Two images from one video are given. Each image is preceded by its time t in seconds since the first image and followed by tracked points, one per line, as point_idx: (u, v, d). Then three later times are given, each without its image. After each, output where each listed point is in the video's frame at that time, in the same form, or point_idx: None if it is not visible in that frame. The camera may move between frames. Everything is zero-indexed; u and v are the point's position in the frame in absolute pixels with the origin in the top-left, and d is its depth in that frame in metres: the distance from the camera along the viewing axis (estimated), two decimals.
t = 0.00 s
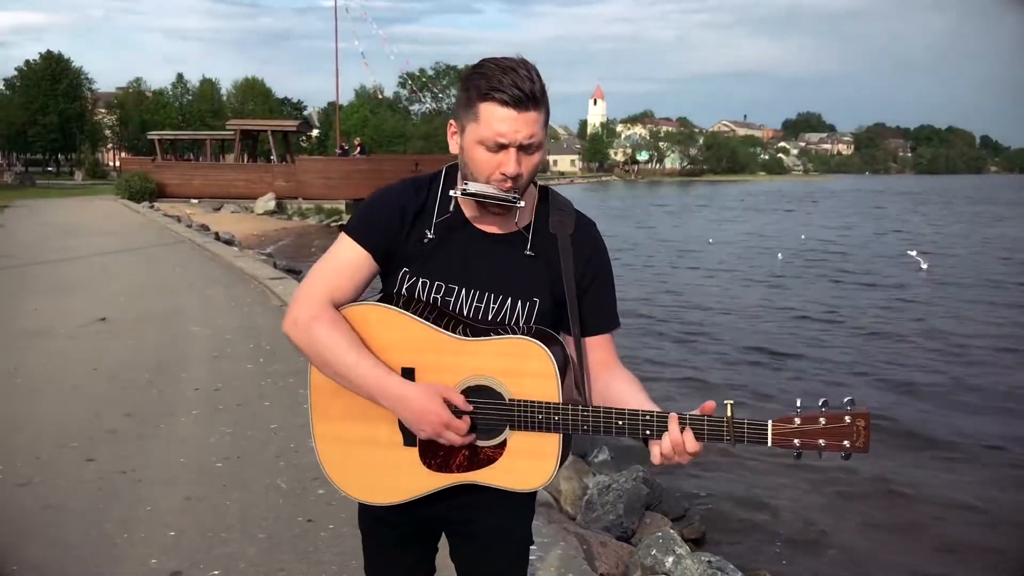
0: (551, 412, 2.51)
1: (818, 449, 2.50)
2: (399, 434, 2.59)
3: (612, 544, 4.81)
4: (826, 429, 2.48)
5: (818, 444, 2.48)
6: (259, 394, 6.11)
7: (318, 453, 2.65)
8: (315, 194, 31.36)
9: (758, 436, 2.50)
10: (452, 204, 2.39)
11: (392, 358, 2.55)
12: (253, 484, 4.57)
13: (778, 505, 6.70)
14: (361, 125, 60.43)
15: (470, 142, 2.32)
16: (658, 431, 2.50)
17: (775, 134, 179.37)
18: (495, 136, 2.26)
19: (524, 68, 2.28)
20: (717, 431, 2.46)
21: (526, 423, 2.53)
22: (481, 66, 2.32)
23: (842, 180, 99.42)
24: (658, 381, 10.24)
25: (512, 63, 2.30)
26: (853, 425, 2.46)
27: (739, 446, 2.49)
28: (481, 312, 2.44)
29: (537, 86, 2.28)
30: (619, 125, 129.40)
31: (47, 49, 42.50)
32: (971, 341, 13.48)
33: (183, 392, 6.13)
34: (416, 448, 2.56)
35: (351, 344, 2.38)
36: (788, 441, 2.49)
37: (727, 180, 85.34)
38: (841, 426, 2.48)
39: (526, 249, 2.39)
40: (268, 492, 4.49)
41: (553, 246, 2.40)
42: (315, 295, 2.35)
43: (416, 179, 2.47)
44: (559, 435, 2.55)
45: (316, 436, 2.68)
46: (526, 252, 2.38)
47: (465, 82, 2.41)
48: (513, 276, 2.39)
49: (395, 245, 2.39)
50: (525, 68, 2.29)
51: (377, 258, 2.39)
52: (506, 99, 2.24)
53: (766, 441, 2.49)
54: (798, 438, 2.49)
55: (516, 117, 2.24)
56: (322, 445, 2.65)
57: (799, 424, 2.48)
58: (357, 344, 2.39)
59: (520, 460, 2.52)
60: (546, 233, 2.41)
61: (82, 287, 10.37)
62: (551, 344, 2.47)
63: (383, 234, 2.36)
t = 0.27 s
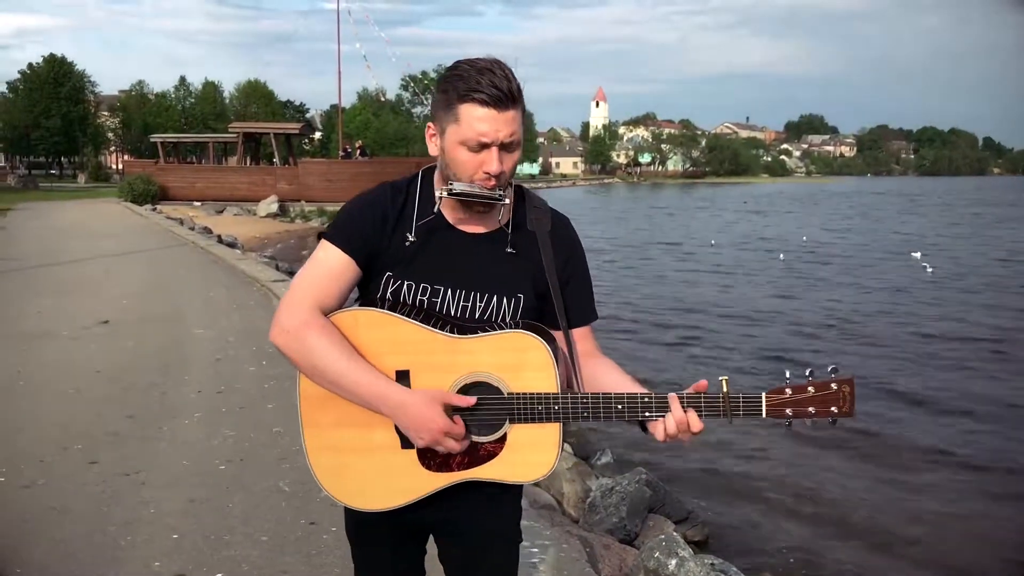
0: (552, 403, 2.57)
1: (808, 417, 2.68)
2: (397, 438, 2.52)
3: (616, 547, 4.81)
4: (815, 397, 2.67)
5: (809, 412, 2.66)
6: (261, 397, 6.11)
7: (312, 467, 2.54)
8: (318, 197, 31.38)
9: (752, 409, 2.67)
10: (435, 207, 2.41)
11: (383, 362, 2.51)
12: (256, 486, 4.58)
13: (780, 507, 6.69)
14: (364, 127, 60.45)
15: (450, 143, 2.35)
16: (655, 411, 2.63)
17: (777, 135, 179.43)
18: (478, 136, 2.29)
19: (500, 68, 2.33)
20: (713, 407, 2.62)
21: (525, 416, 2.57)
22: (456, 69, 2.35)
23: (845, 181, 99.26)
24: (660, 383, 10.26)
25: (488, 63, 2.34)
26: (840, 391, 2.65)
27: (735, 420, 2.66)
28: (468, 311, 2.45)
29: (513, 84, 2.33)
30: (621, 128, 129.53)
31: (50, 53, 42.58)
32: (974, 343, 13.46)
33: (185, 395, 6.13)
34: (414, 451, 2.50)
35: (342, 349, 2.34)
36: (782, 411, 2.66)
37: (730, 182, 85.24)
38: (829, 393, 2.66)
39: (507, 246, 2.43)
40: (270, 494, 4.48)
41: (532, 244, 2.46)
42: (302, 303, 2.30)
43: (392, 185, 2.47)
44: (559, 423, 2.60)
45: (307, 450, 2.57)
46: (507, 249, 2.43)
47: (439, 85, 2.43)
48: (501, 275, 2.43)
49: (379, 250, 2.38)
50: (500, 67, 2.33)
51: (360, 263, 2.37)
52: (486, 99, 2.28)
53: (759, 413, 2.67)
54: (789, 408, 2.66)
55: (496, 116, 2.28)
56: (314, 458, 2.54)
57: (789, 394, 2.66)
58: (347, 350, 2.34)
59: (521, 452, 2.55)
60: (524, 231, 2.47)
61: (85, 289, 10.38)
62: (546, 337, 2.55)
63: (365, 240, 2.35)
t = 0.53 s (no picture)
0: (547, 392, 2.64)
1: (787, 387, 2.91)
2: (394, 439, 2.51)
3: (619, 551, 4.80)
4: (794, 367, 2.88)
5: (787, 382, 2.89)
6: (264, 400, 6.12)
7: (307, 476, 2.50)
8: (321, 201, 31.40)
9: (737, 383, 2.87)
10: (415, 209, 2.44)
11: (382, 366, 2.49)
12: (258, 490, 4.58)
13: (782, 510, 6.70)
14: (367, 131, 60.47)
15: (430, 146, 2.36)
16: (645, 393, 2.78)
17: (779, 139, 179.45)
18: (459, 137, 2.31)
19: (474, 70, 2.35)
20: (702, 383, 2.80)
21: (522, 408, 2.63)
22: (431, 73, 2.37)
23: (848, 185, 99.12)
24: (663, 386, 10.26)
25: (461, 66, 2.36)
26: (814, 361, 2.89)
27: (724, 393, 2.85)
28: (454, 311, 2.48)
29: (488, 85, 2.35)
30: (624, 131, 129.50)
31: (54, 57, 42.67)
32: (977, 347, 13.44)
33: (189, 399, 6.14)
34: (412, 451, 2.50)
35: (339, 352, 2.32)
36: (763, 382, 2.88)
37: (732, 185, 85.13)
38: (805, 363, 2.89)
39: (487, 245, 2.47)
40: (273, 498, 4.49)
41: (511, 242, 2.52)
42: (294, 311, 2.28)
43: (368, 191, 2.48)
44: (555, 412, 2.68)
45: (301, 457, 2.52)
46: (486, 248, 2.47)
47: (413, 89, 2.44)
48: (486, 273, 2.46)
49: (362, 255, 2.38)
50: (474, 69, 2.36)
51: (344, 269, 2.36)
52: (466, 100, 2.30)
53: (744, 386, 2.87)
54: (771, 379, 2.88)
55: (477, 117, 2.31)
56: (310, 466, 2.50)
57: (771, 366, 2.87)
58: (342, 353, 2.33)
59: (521, 442, 2.63)
60: (500, 229, 2.52)
61: (89, 293, 10.39)
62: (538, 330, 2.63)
63: (349, 246, 2.35)
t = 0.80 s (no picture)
0: (545, 384, 2.67)
1: (770, 367, 3.01)
2: (398, 440, 2.51)
3: (620, 555, 4.79)
4: (775, 348, 2.99)
5: (771, 362, 2.99)
6: (265, 403, 6.11)
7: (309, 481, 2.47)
8: (323, 204, 31.42)
9: (724, 365, 2.95)
10: (394, 211, 2.45)
11: (383, 366, 2.48)
12: (260, 493, 4.58)
13: (783, 514, 6.69)
14: (368, 134, 60.50)
15: (420, 150, 2.36)
16: (638, 381, 2.81)
17: (780, 142, 179.52)
18: (449, 140, 2.31)
19: (461, 73, 2.36)
20: (693, 366, 2.88)
21: (523, 400, 2.65)
22: (417, 77, 2.36)
23: (850, 188, 99.09)
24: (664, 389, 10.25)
25: (447, 70, 2.36)
26: (793, 340, 3.00)
27: (713, 376, 2.92)
28: (446, 312, 2.50)
29: (475, 88, 2.36)
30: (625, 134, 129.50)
31: (56, 60, 42.70)
32: (979, 350, 13.43)
33: (190, 401, 6.13)
34: (415, 451, 2.50)
35: (340, 354, 2.32)
36: (749, 363, 2.98)
37: (734, 188, 85.10)
38: (785, 343, 2.99)
39: (474, 246, 2.49)
40: (275, 501, 4.48)
41: (496, 242, 2.53)
42: (290, 316, 2.27)
43: (354, 196, 2.47)
44: (554, 403, 2.71)
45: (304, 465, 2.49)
46: (473, 249, 2.48)
47: (399, 94, 2.43)
48: (478, 272, 2.48)
49: (354, 260, 2.37)
50: (460, 73, 2.36)
51: (337, 274, 2.35)
52: (455, 103, 2.31)
53: (731, 368, 2.96)
54: (755, 360, 2.98)
55: (466, 120, 2.32)
56: (312, 472, 2.47)
57: (754, 348, 2.97)
58: (343, 355, 2.32)
59: (521, 435, 2.65)
60: (487, 229, 2.54)
61: (90, 296, 10.39)
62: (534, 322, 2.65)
63: (340, 251, 2.34)
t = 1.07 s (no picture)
0: (548, 383, 2.69)
1: (770, 366, 3.01)
2: (402, 440, 2.51)
3: (621, 556, 4.79)
4: (774, 348, 2.99)
5: (770, 361, 2.98)
6: (266, 405, 6.11)
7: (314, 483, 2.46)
8: (323, 205, 31.42)
9: (724, 364, 2.95)
10: (402, 213, 2.44)
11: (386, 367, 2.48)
12: (260, 494, 4.58)
13: (783, 516, 6.68)
14: (369, 136, 60.49)
15: (422, 153, 2.36)
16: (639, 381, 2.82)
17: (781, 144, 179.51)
18: (450, 144, 2.32)
19: (463, 77, 2.36)
20: (693, 366, 2.90)
21: (527, 400, 2.68)
22: (419, 82, 2.37)
23: (850, 191, 99.06)
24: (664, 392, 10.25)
25: (449, 74, 2.37)
26: (792, 340, 2.99)
27: (712, 375, 2.93)
28: (450, 313, 2.49)
29: (477, 92, 2.37)
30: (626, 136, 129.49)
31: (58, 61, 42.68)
32: (979, 353, 13.42)
33: (190, 403, 6.13)
34: (419, 451, 2.50)
35: (345, 355, 2.31)
36: (748, 363, 2.97)
37: (734, 190, 85.05)
38: (784, 343, 2.99)
39: (475, 247, 2.49)
40: (275, 503, 4.48)
41: (498, 244, 2.55)
42: (297, 317, 2.27)
43: (355, 199, 2.46)
44: (557, 403, 2.73)
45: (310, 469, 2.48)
46: (475, 250, 2.49)
47: (401, 97, 2.43)
48: (482, 273, 2.50)
49: (357, 262, 2.37)
50: (463, 76, 2.37)
51: (341, 276, 2.35)
52: (458, 107, 2.31)
53: (731, 366, 2.96)
54: (755, 359, 2.97)
55: (469, 124, 2.32)
56: (317, 474, 2.46)
57: (754, 347, 2.97)
58: (350, 355, 2.32)
59: (523, 434, 2.68)
60: (487, 231, 2.55)
61: (90, 297, 10.38)
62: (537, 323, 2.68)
63: (344, 253, 2.33)
